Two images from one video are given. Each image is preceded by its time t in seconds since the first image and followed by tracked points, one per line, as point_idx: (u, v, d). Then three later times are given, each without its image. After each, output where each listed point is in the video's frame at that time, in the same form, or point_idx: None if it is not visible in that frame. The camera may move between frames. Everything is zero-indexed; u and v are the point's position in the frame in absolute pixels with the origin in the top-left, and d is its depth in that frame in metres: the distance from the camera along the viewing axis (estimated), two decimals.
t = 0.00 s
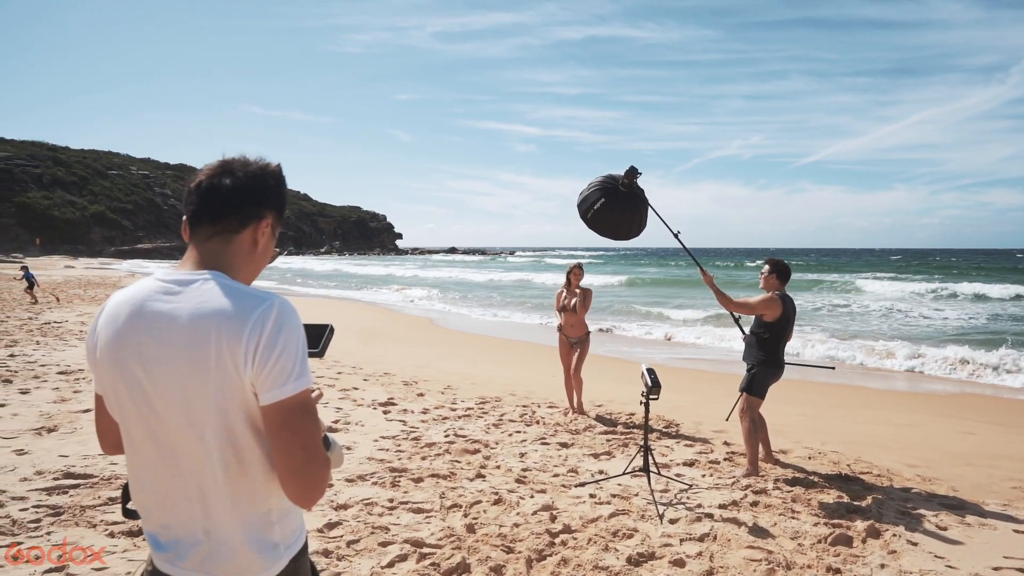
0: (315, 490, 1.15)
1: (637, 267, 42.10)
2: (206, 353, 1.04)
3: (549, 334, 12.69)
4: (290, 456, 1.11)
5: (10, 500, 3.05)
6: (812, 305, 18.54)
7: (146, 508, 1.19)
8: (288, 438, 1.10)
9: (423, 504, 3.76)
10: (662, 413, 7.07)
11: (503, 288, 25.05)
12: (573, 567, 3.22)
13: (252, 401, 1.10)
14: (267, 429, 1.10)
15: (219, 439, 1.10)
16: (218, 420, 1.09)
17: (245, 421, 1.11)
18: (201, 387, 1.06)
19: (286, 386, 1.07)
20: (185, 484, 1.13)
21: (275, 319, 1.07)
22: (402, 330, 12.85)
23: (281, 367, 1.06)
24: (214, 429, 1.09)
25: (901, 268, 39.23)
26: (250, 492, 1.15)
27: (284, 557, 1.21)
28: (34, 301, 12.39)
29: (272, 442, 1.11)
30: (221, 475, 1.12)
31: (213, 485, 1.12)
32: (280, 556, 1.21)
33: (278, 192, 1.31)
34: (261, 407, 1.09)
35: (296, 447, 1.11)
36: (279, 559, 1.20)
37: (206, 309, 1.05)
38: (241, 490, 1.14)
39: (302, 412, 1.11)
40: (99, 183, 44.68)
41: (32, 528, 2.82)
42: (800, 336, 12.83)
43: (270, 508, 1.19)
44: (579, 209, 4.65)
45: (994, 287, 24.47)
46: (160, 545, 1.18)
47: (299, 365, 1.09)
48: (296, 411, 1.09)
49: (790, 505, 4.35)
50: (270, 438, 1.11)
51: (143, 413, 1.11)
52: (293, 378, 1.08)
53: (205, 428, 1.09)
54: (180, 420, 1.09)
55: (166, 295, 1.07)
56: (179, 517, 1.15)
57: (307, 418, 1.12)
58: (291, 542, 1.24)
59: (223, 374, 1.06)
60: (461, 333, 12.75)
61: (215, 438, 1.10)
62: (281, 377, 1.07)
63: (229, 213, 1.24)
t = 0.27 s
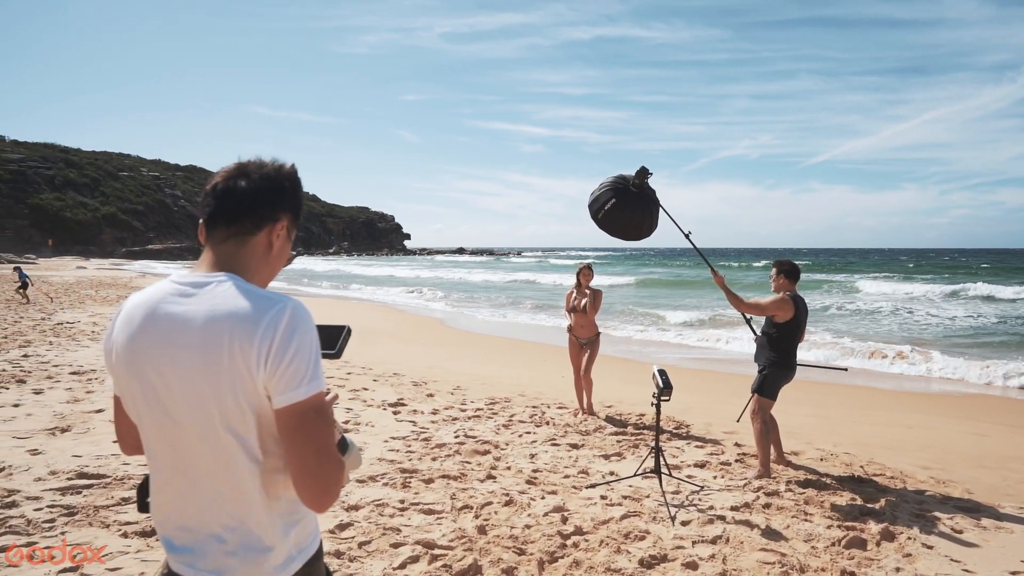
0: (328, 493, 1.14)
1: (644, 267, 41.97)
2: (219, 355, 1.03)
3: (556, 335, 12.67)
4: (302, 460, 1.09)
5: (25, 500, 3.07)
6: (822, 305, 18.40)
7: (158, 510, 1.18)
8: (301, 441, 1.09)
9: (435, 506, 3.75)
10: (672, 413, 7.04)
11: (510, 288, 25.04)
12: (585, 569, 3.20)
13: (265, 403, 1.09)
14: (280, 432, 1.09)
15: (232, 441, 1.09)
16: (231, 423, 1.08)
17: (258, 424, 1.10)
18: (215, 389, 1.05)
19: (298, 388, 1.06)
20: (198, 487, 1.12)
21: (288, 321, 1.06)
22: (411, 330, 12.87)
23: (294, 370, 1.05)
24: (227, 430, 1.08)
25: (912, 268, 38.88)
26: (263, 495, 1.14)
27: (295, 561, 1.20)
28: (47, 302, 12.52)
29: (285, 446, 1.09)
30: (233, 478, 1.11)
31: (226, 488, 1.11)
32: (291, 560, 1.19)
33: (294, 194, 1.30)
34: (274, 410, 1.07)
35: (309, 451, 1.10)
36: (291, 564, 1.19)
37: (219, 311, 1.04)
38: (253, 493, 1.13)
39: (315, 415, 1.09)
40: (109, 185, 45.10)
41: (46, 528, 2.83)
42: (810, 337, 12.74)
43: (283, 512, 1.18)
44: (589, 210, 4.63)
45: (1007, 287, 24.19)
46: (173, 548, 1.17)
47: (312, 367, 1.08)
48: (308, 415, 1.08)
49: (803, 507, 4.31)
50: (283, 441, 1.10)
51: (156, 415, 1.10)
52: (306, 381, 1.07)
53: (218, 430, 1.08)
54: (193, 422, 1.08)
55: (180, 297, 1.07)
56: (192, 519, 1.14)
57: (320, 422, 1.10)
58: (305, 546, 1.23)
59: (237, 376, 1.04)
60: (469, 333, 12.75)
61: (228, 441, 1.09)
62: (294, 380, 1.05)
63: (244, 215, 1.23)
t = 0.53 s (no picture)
0: (337, 500, 1.11)
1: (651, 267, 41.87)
2: (231, 359, 1.02)
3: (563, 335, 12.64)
4: (312, 466, 1.06)
5: (36, 500, 3.07)
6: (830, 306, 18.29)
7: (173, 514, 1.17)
8: (310, 448, 1.06)
9: (444, 507, 3.74)
10: (680, 415, 7.00)
11: (516, 288, 25.03)
12: (595, 571, 3.18)
13: (275, 408, 1.06)
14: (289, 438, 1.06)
15: (243, 445, 1.07)
16: (242, 428, 1.06)
17: (268, 428, 1.07)
18: (227, 394, 1.04)
19: (307, 392, 1.03)
20: (211, 490, 1.10)
21: (298, 325, 1.03)
22: (417, 331, 12.88)
23: (303, 374, 1.02)
24: (237, 435, 1.06)
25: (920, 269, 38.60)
26: (274, 500, 1.12)
27: (308, 566, 1.18)
28: (58, 301, 12.60)
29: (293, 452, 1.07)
30: (245, 482, 1.09)
31: (239, 493, 1.10)
32: (304, 566, 1.17)
33: (307, 196, 1.28)
34: (283, 415, 1.05)
35: (318, 457, 1.07)
36: (303, 569, 1.17)
37: (231, 315, 1.02)
38: (265, 497, 1.11)
39: (325, 421, 1.06)
40: (118, 185, 45.40)
41: (57, 528, 2.83)
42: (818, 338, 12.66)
43: (295, 516, 1.16)
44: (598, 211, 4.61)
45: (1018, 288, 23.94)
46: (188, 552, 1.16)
47: (321, 372, 1.05)
48: (318, 420, 1.05)
49: (814, 510, 4.27)
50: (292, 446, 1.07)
51: (168, 419, 1.09)
52: (316, 387, 1.04)
53: (230, 435, 1.06)
54: (206, 427, 1.06)
55: (192, 299, 1.05)
56: (205, 523, 1.12)
57: (329, 427, 1.07)
58: (318, 551, 1.21)
59: (247, 380, 1.02)
60: (476, 334, 12.73)
61: (239, 445, 1.07)
62: (303, 384, 1.03)
63: (257, 218, 1.21)
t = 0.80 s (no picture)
0: (348, 501, 1.09)
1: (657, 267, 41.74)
2: (241, 358, 1.00)
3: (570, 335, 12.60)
4: (322, 466, 1.04)
5: (46, 499, 3.08)
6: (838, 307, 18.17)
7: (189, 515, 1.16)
8: (320, 448, 1.03)
9: (452, 508, 3.72)
10: (688, 415, 6.96)
11: (522, 288, 25.00)
12: (605, 573, 3.15)
13: (285, 407, 1.04)
14: (299, 437, 1.04)
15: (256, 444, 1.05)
16: (254, 427, 1.04)
17: (280, 427, 1.05)
18: (238, 393, 1.02)
19: (318, 391, 1.01)
20: (226, 492, 1.09)
21: (308, 323, 1.01)
22: (424, 330, 12.88)
23: (313, 372, 1.00)
24: (250, 434, 1.05)
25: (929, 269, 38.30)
26: (288, 501, 1.10)
27: (325, 565, 1.16)
28: (67, 301, 12.69)
29: (304, 451, 1.05)
30: (258, 483, 1.08)
31: (253, 493, 1.08)
32: (321, 566, 1.15)
33: (321, 197, 1.27)
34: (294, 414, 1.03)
35: (328, 457, 1.04)
36: (320, 569, 1.15)
37: (241, 314, 1.00)
38: (279, 497, 1.09)
39: (335, 420, 1.03)
40: (126, 185, 45.70)
41: (67, 527, 2.83)
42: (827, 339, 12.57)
43: (310, 516, 1.14)
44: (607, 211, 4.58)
45: None
46: (204, 553, 1.14)
47: (331, 370, 1.02)
48: (327, 419, 1.02)
49: (826, 512, 4.22)
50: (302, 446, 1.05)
51: (182, 419, 1.07)
52: (325, 384, 1.02)
53: (242, 435, 1.05)
54: (219, 427, 1.05)
55: (203, 299, 1.04)
56: (221, 524, 1.11)
57: (340, 426, 1.04)
58: (335, 549, 1.19)
59: (258, 378, 1.01)
60: (483, 334, 12.72)
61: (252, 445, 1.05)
62: (312, 383, 1.01)
63: (270, 218, 1.20)
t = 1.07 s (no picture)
0: (360, 493, 1.09)
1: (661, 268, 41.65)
2: (249, 353, 0.99)
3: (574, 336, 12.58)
4: (332, 459, 1.03)
5: (53, 497, 3.08)
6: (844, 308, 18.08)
7: (197, 514, 1.14)
8: (329, 441, 1.03)
9: (458, 507, 3.71)
10: (694, 415, 6.93)
11: (526, 288, 24.99)
12: (612, 573, 3.13)
13: (293, 401, 1.03)
14: (308, 431, 1.03)
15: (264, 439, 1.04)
16: (263, 421, 1.03)
17: (289, 421, 1.04)
18: (246, 388, 1.01)
19: (325, 384, 1.00)
20: (234, 489, 1.07)
21: (314, 315, 1.00)
22: (428, 330, 12.88)
23: (319, 364, 0.99)
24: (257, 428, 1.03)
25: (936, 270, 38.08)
26: (298, 496, 1.09)
27: (335, 560, 1.15)
28: (75, 301, 12.76)
29: (313, 445, 1.04)
30: (267, 479, 1.06)
31: (262, 489, 1.07)
32: (331, 560, 1.14)
33: (331, 198, 1.26)
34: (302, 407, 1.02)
35: (338, 450, 1.04)
36: (330, 564, 1.14)
37: (248, 309, 0.99)
38: (289, 493, 1.08)
39: (343, 412, 1.03)
40: (132, 186, 45.93)
41: (74, 525, 2.83)
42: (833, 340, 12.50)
43: (320, 510, 1.13)
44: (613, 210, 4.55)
45: None
46: (214, 550, 1.13)
47: (338, 362, 1.02)
48: (336, 412, 1.01)
49: (833, 512, 4.19)
50: (311, 439, 1.03)
51: (189, 416, 1.06)
52: (332, 377, 1.01)
53: (250, 431, 1.03)
54: (226, 423, 1.04)
55: (211, 294, 1.03)
56: (230, 521, 1.10)
57: (348, 419, 1.03)
58: (345, 545, 1.18)
59: (266, 372, 1.00)
60: (488, 334, 12.70)
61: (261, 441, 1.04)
62: (319, 376, 1.00)
63: (279, 215, 1.19)
